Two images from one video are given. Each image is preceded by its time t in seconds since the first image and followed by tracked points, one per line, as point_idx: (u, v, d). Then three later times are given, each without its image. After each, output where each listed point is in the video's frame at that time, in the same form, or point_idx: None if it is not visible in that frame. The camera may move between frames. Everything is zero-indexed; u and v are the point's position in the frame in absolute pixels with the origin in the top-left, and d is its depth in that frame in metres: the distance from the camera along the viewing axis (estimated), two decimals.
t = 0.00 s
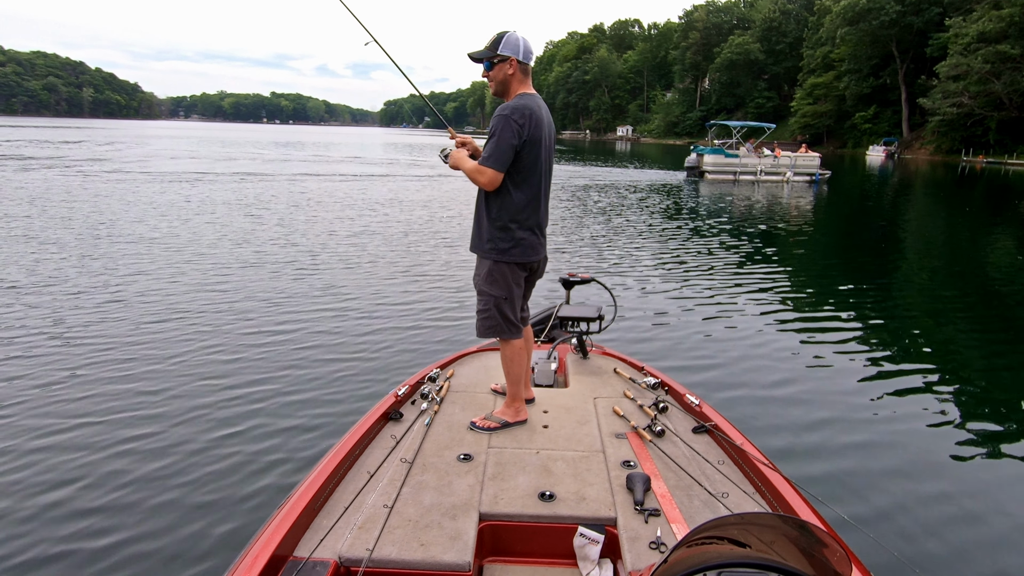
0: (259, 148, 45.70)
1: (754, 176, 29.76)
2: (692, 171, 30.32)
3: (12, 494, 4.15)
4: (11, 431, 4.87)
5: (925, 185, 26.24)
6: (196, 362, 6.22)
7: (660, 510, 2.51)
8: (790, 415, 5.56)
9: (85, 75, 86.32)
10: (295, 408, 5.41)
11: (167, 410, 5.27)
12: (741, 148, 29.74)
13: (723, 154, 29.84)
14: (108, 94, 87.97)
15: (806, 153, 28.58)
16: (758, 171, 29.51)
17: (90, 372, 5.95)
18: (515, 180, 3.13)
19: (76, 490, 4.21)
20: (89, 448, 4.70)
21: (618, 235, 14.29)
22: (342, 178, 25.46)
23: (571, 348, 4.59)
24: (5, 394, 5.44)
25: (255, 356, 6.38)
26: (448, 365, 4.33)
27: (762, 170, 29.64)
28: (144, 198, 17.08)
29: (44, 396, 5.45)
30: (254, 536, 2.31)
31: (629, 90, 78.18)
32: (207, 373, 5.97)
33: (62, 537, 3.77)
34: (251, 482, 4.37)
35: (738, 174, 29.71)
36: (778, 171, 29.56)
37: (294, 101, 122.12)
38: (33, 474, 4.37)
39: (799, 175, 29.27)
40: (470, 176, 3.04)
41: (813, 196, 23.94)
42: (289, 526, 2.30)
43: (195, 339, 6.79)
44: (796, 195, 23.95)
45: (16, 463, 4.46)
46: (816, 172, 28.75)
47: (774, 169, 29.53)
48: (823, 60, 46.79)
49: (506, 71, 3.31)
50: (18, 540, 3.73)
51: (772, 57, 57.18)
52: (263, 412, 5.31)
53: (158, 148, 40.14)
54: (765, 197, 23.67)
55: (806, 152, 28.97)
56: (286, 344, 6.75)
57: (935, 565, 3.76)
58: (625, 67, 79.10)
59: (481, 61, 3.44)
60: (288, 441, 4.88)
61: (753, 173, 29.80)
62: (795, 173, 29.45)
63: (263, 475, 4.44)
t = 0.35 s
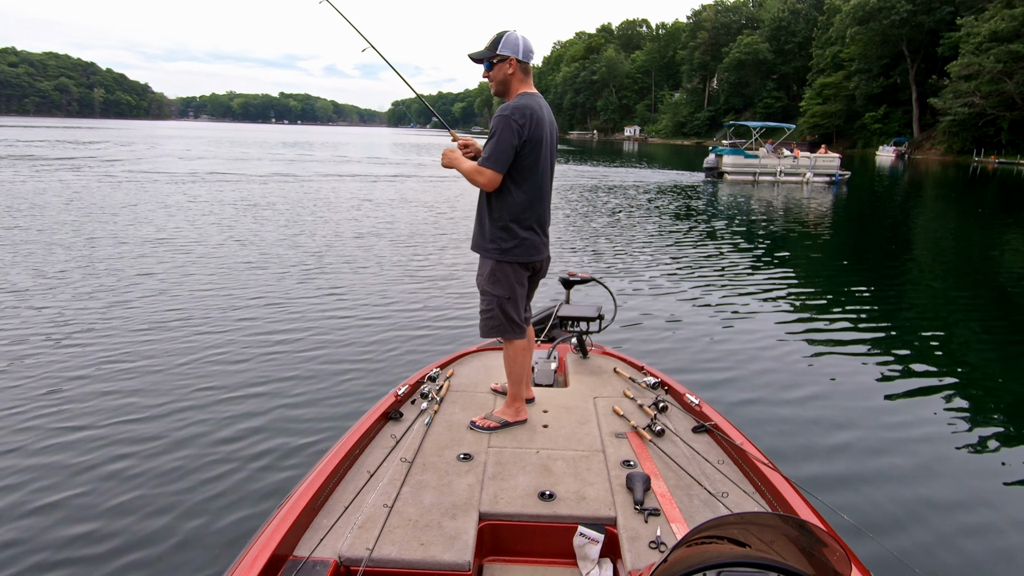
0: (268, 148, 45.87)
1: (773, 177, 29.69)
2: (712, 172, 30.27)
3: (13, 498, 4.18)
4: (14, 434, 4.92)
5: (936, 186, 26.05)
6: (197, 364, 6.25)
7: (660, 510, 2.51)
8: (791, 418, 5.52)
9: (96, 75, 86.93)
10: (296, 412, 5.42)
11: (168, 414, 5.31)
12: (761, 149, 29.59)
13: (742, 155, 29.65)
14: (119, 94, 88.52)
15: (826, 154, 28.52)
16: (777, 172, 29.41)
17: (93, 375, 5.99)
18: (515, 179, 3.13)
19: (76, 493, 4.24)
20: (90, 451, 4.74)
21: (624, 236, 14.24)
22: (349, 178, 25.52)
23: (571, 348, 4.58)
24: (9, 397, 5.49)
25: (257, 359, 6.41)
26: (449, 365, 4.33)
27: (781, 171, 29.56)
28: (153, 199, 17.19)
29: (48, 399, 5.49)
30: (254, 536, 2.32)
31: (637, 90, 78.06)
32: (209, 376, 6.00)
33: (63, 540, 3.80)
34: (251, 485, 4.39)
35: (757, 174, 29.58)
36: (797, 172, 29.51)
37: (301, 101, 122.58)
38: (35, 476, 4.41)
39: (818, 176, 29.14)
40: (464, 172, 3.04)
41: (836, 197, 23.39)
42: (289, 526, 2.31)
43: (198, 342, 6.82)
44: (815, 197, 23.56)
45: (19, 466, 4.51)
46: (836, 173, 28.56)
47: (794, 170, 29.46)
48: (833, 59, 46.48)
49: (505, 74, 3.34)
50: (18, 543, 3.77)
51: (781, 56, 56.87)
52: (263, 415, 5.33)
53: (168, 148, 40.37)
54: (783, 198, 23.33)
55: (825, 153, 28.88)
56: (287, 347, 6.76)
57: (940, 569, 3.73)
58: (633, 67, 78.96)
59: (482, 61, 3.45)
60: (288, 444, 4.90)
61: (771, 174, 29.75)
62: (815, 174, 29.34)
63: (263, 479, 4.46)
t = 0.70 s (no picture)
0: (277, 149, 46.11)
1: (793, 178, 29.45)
2: (731, 173, 30.02)
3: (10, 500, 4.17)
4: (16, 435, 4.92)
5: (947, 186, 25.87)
6: (198, 366, 6.24)
7: (659, 511, 2.51)
8: (795, 423, 5.47)
9: (107, 77, 87.57)
10: (296, 414, 5.41)
11: (168, 415, 5.29)
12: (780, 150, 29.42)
13: (763, 156, 29.42)
14: (130, 96, 89.16)
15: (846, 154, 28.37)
16: (797, 173, 29.23)
17: (95, 375, 6.00)
18: (517, 181, 3.14)
19: (74, 496, 4.23)
20: (90, 453, 4.73)
21: (630, 238, 14.18)
22: (356, 179, 25.58)
23: (571, 347, 4.59)
24: (10, 397, 5.50)
25: (259, 360, 6.41)
26: (448, 365, 4.33)
27: (801, 172, 29.37)
28: (161, 200, 17.28)
29: (49, 399, 5.50)
30: (253, 535, 2.33)
31: (644, 91, 77.96)
32: (209, 377, 5.99)
33: (59, 544, 3.79)
34: (248, 488, 4.36)
35: (776, 176, 29.41)
36: (817, 173, 29.34)
37: (309, 102, 123.08)
38: (33, 478, 4.41)
39: (838, 176, 28.95)
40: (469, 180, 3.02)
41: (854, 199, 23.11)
42: (288, 525, 2.31)
43: (199, 344, 6.82)
44: (837, 199, 23.27)
45: (17, 468, 4.50)
46: (857, 173, 28.37)
47: (813, 171, 29.30)
48: (842, 59, 46.21)
49: (501, 75, 3.33)
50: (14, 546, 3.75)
51: (790, 56, 56.61)
52: (263, 417, 5.32)
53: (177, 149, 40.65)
54: (802, 199, 23.10)
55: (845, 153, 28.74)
56: (290, 348, 6.76)
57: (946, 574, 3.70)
58: (641, 68, 78.84)
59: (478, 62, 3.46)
60: (288, 447, 4.88)
61: (792, 175, 29.49)
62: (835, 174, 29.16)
63: (260, 482, 4.43)
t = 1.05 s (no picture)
0: (285, 150, 46.37)
1: (812, 179, 29.38)
2: (749, 173, 29.95)
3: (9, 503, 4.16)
4: (16, 438, 4.92)
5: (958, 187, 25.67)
6: (200, 369, 6.24)
7: (660, 510, 2.51)
8: (800, 427, 5.43)
9: (117, 78, 88.32)
10: (298, 418, 5.39)
11: (170, 419, 5.28)
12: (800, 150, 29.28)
13: (782, 156, 29.29)
14: (140, 98, 89.92)
15: (866, 155, 28.15)
16: (816, 173, 29.13)
17: (98, 378, 6.00)
18: (520, 180, 3.14)
19: (74, 499, 4.21)
20: (90, 455, 4.72)
21: (637, 240, 14.12)
22: (363, 180, 25.67)
23: (572, 348, 4.58)
24: (13, 400, 5.50)
25: (261, 364, 6.41)
26: (449, 365, 4.33)
27: (821, 173, 29.23)
28: (170, 202, 17.41)
29: (51, 402, 5.50)
30: (254, 536, 2.33)
31: (652, 91, 77.93)
32: (214, 379, 6.02)
33: (58, 548, 3.77)
34: (248, 492, 4.35)
35: (795, 177, 29.34)
36: (836, 173, 29.16)
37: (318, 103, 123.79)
38: (33, 481, 4.40)
39: (856, 177, 28.80)
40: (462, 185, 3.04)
41: (866, 199, 22.93)
42: (289, 526, 2.32)
43: (202, 347, 6.81)
44: (857, 199, 23.04)
45: (18, 471, 4.49)
46: (876, 175, 28.23)
47: (833, 172, 29.12)
48: (852, 59, 45.94)
49: (501, 77, 3.34)
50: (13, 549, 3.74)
51: (798, 56, 56.38)
52: (265, 420, 5.31)
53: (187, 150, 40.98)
54: (820, 200, 22.93)
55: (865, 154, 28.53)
56: (293, 352, 6.75)
57: None
58: (648, 68, 78.77)
59: (475, 63, 3.47)
60: (290, 451, 4.87)
61: (810, 175, 29.43)
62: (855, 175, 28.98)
63: (261, 486, 4.41)
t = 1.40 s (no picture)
0: (293, 150, 46.58)
1: (831, 180, 29.29)
2: (768, 173, 30.03)
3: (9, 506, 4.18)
4: (17, 441, 4.94)
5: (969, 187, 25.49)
6: (203, 373, 6.25)
7: (661, 510, 2.51)
8: (803, 431, 5.41)
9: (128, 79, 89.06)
10: (298, 422, 5.39)
11: (171, 423, 5.30)
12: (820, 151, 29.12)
13: (801, 157, 29.04)
14: (150, 98, 90.67)
15: (886, 157, 27.97)
16: (836, 174, 29.04)
17: (101, 381, 6.02)
18: (523, 178, 3.16)
19: (74, 503, 4.23)
20: (90, 459, 4.73)
21: (644, 242, 14.08)
22: (371, 181, 25.76)
23: (572, 348, 4.58)
24: (22, 401, 5.57)
25: (264, 367, 6.42)
26: (449, 365, 4.35)
27: (840, 174, 29.13)
28: (179, 203, 17.55)
29: (53, 405, 5.52)
30: (255, 537, 2.34)
31: (659, 91, 77.83)
32: (219, 381, 6.07)
33: (56, 553, 3.77)
34: (247, 496, 4.34)
35: (814, 177, 29.15)
36: (856, 174, 28.95)
37: (326, 103, 124.40)
38: (33, 484, 4.42)
39: (877, 179, 28.67)
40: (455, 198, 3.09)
41: (878, 200, 22.78)
42: (289, 527, 2.33)
43: (208, 349, 6.87)
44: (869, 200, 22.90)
45: (18, 474, 4.51)
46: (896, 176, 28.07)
47: (852, 173, 28.98)
48: (861, 58, 45.67)
49: (498, 77, 3.35)
50: (10, 553, 3.75)
51: (807, 56, 56.14)
52: (265, 423, 5.31)
53: (196, 150, 41.27)
54: (841, 202, 22.68)
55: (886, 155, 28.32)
56: (296, 355, 6.75)
57: None
58: (656, 68, 78.66)
59: (473, 64, 3.49)
60: (291, 454, 4.87)
61: (830, 176, 29.35)
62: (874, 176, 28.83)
63: (258, 489, 4.40)
